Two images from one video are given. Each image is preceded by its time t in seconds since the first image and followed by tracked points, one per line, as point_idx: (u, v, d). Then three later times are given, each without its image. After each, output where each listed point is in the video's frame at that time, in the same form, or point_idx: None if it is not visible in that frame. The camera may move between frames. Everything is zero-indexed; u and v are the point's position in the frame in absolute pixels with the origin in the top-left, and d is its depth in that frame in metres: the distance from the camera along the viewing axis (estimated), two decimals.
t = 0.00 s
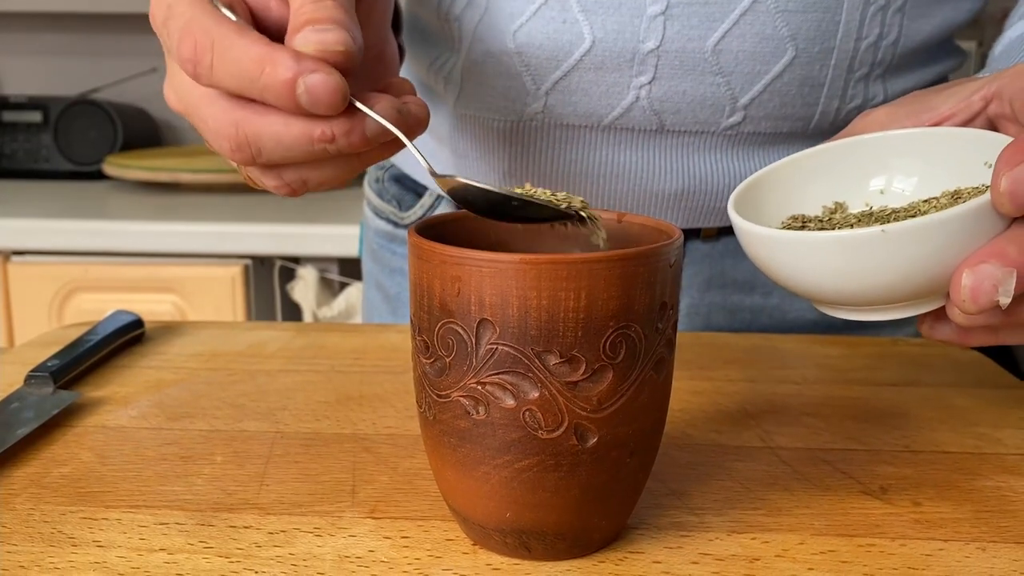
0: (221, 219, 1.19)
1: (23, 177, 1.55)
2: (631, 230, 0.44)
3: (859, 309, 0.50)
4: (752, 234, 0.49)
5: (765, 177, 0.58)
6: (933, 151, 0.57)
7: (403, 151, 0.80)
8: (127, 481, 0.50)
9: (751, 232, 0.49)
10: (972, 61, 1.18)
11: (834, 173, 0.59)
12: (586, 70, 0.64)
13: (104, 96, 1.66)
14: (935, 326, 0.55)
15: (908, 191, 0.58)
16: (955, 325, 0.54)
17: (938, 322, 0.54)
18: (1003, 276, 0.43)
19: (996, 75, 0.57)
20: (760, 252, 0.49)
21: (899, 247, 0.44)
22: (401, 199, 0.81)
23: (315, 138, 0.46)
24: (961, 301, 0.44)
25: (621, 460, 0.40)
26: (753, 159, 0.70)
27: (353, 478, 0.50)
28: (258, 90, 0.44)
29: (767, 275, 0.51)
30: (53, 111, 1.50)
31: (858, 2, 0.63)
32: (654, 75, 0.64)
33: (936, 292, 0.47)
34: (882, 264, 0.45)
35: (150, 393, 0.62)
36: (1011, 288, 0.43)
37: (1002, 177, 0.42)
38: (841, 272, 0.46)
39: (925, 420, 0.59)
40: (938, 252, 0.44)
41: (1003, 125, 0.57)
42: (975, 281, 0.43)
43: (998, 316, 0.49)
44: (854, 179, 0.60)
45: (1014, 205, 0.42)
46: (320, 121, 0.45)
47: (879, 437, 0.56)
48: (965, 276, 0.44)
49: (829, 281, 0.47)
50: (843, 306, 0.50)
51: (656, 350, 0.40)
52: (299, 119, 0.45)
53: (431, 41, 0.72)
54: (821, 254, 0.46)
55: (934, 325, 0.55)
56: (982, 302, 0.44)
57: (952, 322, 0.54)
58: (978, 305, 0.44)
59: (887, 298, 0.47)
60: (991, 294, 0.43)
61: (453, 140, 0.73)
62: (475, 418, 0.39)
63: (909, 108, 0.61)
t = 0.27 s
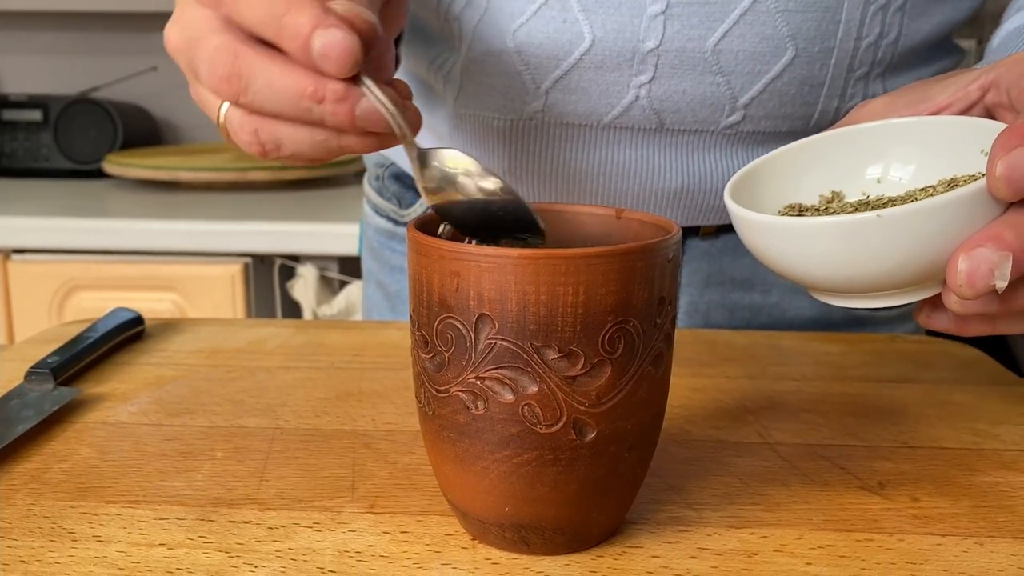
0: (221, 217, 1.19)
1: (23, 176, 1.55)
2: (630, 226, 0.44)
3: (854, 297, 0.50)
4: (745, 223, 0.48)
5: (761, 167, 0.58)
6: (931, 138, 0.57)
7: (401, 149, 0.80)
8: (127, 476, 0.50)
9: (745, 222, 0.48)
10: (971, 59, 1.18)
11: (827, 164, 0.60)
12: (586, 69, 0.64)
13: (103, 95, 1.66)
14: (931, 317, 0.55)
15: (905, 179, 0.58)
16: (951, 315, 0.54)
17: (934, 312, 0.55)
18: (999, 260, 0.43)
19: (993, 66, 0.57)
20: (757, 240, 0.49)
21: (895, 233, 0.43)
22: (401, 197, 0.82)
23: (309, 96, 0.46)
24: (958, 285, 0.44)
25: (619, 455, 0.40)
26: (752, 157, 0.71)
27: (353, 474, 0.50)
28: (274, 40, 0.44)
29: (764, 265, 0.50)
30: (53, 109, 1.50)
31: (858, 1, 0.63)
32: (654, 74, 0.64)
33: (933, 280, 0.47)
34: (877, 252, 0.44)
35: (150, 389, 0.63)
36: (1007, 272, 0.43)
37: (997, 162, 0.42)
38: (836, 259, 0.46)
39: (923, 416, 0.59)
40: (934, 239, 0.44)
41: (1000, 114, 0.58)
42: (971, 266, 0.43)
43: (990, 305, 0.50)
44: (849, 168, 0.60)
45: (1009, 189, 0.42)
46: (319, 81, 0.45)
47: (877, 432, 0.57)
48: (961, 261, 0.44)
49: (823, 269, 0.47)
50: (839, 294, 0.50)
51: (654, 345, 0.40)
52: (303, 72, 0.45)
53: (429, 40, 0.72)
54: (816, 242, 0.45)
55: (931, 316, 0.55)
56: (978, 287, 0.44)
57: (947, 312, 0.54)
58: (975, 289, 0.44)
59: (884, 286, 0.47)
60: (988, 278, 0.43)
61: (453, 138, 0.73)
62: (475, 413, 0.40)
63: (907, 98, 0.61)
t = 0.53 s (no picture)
0: (221, 217, 1.19)
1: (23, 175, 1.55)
2: (631, 225, 0.44)
3: (851, 270, 0.49)
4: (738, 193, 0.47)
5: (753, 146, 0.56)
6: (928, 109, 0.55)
7: (400, 146, 0.79)
8: (127, 476, 0.50)
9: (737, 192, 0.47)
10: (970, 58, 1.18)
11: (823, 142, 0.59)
12: (585, 70, 0.64)
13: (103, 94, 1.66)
14: (929, 294, 0.55)
15: (902, 155, 0.57)
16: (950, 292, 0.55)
17: (933, 289, 0.55)
18: (997, 224, 0.42)
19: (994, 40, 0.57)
20: (751, 211, 0.47)
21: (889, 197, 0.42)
22: (401, 196, 0.81)
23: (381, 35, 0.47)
24: (956, 251, 0.43)
25: (620, 454, 0.40)
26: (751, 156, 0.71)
27: (353, 473, 0.50)
28: None
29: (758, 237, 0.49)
30: (53, 108, 1.50)
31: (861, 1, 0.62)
32: (654, 75, 0.64)
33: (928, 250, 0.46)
34: (871, 219, 0.43)
35: (150, 388, 0.63)
36: (1005, 237, 0.42)
37: (995, 125, 0.41)
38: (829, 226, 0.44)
39: (923, 415, 0.59)
40: (929, 204, 0.43)
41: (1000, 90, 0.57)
42: (969, 231, 0.42)
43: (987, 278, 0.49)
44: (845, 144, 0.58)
45: (1007, 152, 0.41)
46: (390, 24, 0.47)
47: (877, 431, 0.57)
48: (959, 227, 0.43)
49: (818, 239, 0.46)
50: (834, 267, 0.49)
51: (655, 344, 0.40)
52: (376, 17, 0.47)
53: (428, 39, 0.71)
54: (809, 210, 0.44)
55: (929, 292, 0.55)
56: (976, 252, 0.43)
57: (946, 289, 0.55)
58: (973, 256, 0.43)
59: (879, 257, 0.46)
60: (987, 243, 0.42)
61: (454, 137, 0.73)
62: (475, 412, 0.40)
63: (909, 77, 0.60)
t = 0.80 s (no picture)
0: (221, 216, 1.20)
1: (23, 174, 1.55)
2: (631, 224, 0.44)
3: (822, 166, 0.47)
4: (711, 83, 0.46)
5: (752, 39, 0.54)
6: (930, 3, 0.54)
7: (397, 151, 0.80)
8: (129, 475, 0.50)
9: (710, 81, 0.46)
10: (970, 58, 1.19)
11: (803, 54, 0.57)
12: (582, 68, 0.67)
13: (104, 93, 1.66)
14: (911, 208, 0.56)
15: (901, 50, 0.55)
16: (931, 206, 0.56)
17: (916, 202, 0.56)
18: (971, 101, 0.42)
19: None
20: (720, 103, 0.46)
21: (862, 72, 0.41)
22: (397, 195, 0.81)
23: None
24: (927, 131, 0.42)
25: (620, 453, 0.40)
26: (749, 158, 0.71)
27: (354, 472, 0.50)
28: None
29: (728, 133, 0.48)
30: (53, 107, 1.50)
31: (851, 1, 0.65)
32: (649, 73, 0.67)
33: (898, 142, 0.45)
34: (845, 100, 0.42)
35: (151, 388, 0.63)
36: (978, 116, 0.42)
37: None
38: (803, 112, 0.43)
39: (923, 414, 0.59)
40: (904, 82, 0.41)
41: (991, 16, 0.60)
42: (941, 113, 0.41)
43: (965, 167, 0.49)
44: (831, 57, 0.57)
45: (987, 24, 0.41)
46: None
47: (877, 430, 0.57)
48: (930, 108, 0.42)
49: (791, 128, 0.44)
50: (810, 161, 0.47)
51: (655, 343, 0.40)
52: None
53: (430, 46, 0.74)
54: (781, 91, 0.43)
55: (911, 207, 0.56)
56: (949, 133, 0.42)
57: (928, 203, 0.56)
58: (946, 138, 0.42)
59: (856, 147, 0.44)
60: (959, 121, 0.42)
61: (450, 136, 0.73)
62: (476, 411, 0.40)
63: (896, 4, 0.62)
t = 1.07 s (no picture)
0: (220, 215, 1.20)
1: (23, 173, 1.55)
2: (630, 223, 0.44)
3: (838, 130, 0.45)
4: (718, 48, 0.44)
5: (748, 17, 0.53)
6: None
7: (399, 149, 0.80)
8: (128, 474, 0.50)
9: (719, 47, 0.44)
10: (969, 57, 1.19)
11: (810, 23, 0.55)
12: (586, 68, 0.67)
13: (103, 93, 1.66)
14: (919, 173, 0.52)
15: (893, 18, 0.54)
16: (940, 171, 0.52)
17: (923, 167, 0.52)
18: (989, 55, 0.38)
19: None
20: (727, 69, 0.44)
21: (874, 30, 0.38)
22: (397, 195, 0.81)
23: None
24: (943, 88, 0.39)
25: (619, 452, 0.40)
26: (752, 157, 0.71)
27: (353, 471, 0.50)
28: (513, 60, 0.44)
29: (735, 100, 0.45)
30: (53, 107, 1.50)
31: None
32: (654, 73, 0.66)
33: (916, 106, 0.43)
34: (859, 58, 0.39)
35: (151, 387, 0.63)
36: (998, 70, 0.38)
37: None
38: (814, 78, 0.41)
39: (924, 413, 0.59)
40: (923, 36, 0.39)
41: None
42: (959, 67, 0.38)
43: (982, 127, 0.44)
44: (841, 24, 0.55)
45: None
46: None
47: (878, 429, 0.57)
48: (948, 64, 0.38)
49: (805, 98, 0.42)
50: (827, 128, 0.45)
51: (654, 342, 0.40)
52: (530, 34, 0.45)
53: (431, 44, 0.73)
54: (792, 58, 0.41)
55: (918, 171, 0.52)
56: (966, 87, 0.38)
57: (936, 167, 0.52)
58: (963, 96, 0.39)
59: (872, 113, 0.42)
60: (977, 75, 0.38)
61: (453, 136, 0.73)
62: (476, 410, 0.40)
63: None
